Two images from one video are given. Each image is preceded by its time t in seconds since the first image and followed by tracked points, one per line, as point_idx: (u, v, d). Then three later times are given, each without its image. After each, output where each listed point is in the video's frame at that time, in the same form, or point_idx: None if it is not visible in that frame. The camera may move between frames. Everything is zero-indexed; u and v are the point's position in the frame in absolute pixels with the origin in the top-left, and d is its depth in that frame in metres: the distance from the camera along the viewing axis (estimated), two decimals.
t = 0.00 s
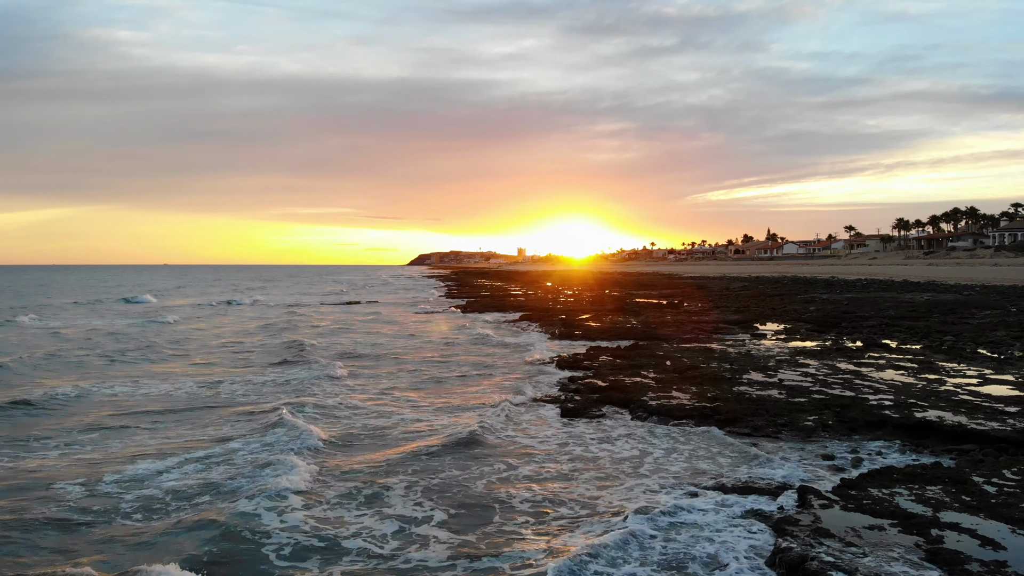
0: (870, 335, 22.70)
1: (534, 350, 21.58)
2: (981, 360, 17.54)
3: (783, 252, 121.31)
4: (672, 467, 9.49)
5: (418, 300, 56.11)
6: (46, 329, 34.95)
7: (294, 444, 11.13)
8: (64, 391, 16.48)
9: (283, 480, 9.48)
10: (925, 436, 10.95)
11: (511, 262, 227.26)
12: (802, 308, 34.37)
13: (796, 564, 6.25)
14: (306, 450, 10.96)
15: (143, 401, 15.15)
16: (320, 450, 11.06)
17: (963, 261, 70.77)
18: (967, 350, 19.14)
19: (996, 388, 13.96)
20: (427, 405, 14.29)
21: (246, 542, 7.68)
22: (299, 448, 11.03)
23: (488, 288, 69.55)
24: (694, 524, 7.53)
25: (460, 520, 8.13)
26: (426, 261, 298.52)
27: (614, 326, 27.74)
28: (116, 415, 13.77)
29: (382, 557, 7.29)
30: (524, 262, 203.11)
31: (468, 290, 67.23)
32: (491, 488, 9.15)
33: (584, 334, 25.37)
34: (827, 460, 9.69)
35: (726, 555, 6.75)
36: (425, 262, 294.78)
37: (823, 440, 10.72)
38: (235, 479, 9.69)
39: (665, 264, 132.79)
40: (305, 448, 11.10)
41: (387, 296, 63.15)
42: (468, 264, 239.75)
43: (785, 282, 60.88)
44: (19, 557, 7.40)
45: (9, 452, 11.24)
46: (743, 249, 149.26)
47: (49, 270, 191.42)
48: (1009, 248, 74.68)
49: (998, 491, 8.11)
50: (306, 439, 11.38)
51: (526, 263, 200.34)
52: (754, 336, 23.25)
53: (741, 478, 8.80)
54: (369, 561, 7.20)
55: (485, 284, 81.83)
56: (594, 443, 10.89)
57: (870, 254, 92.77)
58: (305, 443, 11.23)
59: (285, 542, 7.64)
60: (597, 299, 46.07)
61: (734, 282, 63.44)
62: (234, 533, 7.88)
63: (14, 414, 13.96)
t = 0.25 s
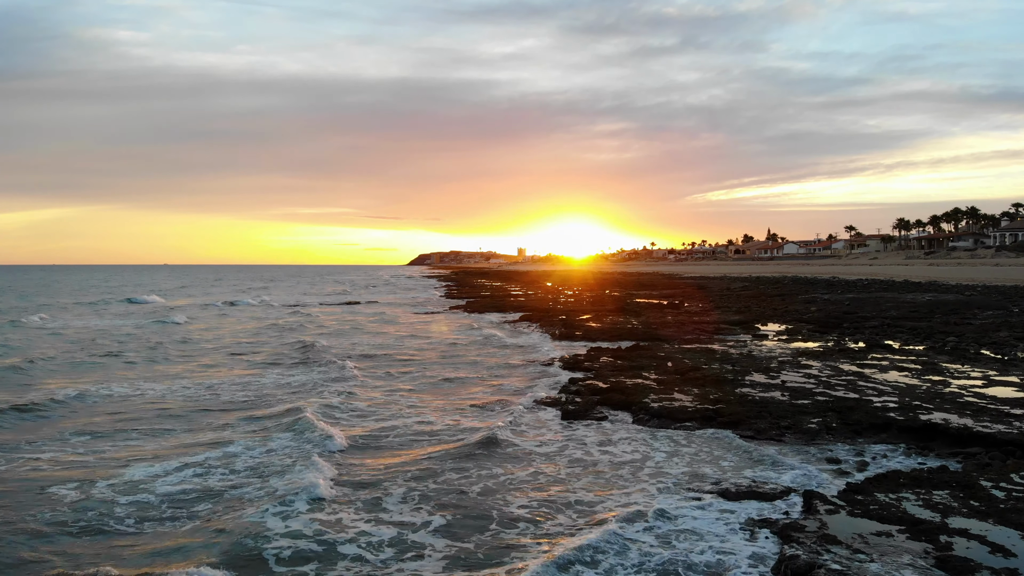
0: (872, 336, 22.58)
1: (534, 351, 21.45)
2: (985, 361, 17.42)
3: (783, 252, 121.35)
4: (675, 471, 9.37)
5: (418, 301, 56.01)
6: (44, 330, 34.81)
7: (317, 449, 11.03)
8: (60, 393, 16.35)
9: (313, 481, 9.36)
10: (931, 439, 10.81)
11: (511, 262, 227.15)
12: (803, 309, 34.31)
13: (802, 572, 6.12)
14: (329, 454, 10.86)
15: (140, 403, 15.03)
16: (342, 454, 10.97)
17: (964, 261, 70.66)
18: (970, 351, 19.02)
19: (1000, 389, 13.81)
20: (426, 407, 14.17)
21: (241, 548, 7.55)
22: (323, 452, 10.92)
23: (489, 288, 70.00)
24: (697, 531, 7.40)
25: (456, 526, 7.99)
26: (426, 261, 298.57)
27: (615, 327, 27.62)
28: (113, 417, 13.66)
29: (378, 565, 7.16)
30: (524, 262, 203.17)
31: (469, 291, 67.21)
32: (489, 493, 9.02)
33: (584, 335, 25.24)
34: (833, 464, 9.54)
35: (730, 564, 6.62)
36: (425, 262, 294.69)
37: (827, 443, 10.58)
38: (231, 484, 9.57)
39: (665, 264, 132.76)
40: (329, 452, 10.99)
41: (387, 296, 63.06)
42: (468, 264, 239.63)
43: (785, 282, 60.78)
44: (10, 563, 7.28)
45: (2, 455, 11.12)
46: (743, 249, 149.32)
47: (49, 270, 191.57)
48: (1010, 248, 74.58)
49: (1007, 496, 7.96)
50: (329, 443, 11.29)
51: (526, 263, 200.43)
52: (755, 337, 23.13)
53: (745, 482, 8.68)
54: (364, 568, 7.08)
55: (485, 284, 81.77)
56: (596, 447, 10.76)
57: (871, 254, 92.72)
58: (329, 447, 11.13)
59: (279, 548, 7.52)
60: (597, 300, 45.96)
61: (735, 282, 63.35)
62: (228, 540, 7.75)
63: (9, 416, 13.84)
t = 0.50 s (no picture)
0: (875, 337, 22.44)
1: (534, 353, 21.33)
2: (989, 362, 17.28)
3: (783, 253, 121.18)
4: (677, 476, 9.25)
5: (418, 301, 55.92)
6: (42, 331, 34.71)
7: (341, 450, 10.87)
8: (57, 395, 16.25)
9: (338, 488, 9.16)
10: (936, 442, 10.67)
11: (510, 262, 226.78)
12: (805, 309, 34.19)
13: None
14: (352, 458, 10.70)
15: (137, 405, 14.92)
16: (364, 457, 10.80)
17: (965, 261, 70.48)
18: (974, 352, 18.89)
19: (1006, 391, 13.67)
20: (426, 409, 14.05)
21: (236, 554, 7.43)
22: (346, 454, 10.75)
23: (489, 288, 69.91)
24: (701, 537, 7.27)
25: (454, 533, 7.84)
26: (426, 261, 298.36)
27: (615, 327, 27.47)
28: (108, 421, 13.50)
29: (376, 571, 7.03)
30: (524, 262, 203.03)
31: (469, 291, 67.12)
32: (489, 498, 8.91)
33: (585, 335, 25.12)
34: (837, 467, 9.42)
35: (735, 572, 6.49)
36: (425, 262, 294.62)
37: (832, 446, 10.44)
38: (227, 489, 9.42)
39: (666, 264, 132.67)
40: (352, 455, 10.83)
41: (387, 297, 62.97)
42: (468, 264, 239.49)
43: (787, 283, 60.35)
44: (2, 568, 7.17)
45: None
46: (743, 249, 149.07)
47: (49, 270, 191.51)
48: (1011, 248, 74.44)
49: (1016, 501, 7.82)
50: (353, 444, 11.11)
51: (526, 263, 200.31)
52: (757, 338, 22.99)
53: (749, 486, 8.55)
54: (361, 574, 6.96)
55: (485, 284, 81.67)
56: (597, 450, 10.64)
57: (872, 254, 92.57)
58: (352, 449, 10.96)
59: (275, 554, 7.40)
60: (598, 300, 45.86)
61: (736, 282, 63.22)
62: (223, 546, 7.63)
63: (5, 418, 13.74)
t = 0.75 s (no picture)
0: (877, 337, 22.29)
1: (535, 354, 21.20)
2: (994, 363, 17.13)
3: (784, 253, 121.05)
4: (680, 481, 9.10)
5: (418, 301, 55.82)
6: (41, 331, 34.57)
7: (363, 453, 10.62)
8: (54, 398, 16.12)
9: (365, 492, 8.91)
10: (942, 445, 10.51)
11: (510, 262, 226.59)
12: (806, 310, 34.06)
13: None
14: (375, 462, 10.43)
15: (134, 408, 14.78)
16: (386, 463, 10.52)
17: (966, 262, 70.35)
18: (977, 353, 18.74)
19: (1012, 393, 13.51)
20: (425, 411, 13.92)
21: (232, 562, 7.29)
22: (368, 458, 10.50)
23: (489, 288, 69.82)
24: (706, 544, 7.12)
25: (456, 539, 7.68)
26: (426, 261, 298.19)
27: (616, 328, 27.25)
28: (104, 424, 13.32)
29: None
30: (524, 262, 202.88)
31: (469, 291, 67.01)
32: (490, 503, 8.77)
33: (585, 336, 25.00)
34: (843, 471, 9.26)
35: None
36: (425, 262, 294.53)
37: (836, 449, 10.29)
38: (225, 495, 9.28)
39: (666, 264, 132.56)
40: (374, 459, 10.57)
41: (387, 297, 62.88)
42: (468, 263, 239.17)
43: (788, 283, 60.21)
44: None
45: None
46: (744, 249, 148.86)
47: (49, 270, 191.45)
48: (1012, 248, 74.29)
49: None
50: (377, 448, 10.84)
51: (527, 263, 200.21)
52: (758, 338, 22.85)
53: (753, 492, 8.41)
54: None
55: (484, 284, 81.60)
56: (599, 454, 10.49)
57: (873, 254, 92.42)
58: (376, 453, 10.71)
59: (272, 562, 7.25)
60: (598, 300, 45.74)
61: (737, 283, 63.08)
62: (219, 554, 7.49)
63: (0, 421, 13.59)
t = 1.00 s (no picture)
0: (879, 338, 22.17)
1: (536, 355, 21.09)
2: (997, 365, 16.99)
3: (784, 253, 121.03)
4: (684, 484, 8.97)
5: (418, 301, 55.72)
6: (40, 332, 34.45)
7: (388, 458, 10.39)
8: (51, 401, 15.99)
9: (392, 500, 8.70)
10: (949, 448, 10.37)
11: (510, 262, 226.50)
12: (808, 310, 33.95)
13: None
14: (399, 467, 10.18)
15: (132, 410, 14.65)
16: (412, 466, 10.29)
17: (967, 262, 70.27)
18: (981, 354, 18.61)
19: (1017, 396, 13.37)
20: (425, 412, 13.80)
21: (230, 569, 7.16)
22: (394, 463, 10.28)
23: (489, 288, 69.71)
24: (712, 551, 6.97)
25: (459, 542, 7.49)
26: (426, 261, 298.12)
27: (616, 329, 27.09)
28: (100, 427, 13.14)
29: None
30: (524, 262, 202.82)
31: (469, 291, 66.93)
32: (492, 506, 8.64)
33: (586, 337, 24.90)
34: (848, 476, 9.12)
35: None
36: (426, 262, 294.50)
37: (841, 452, 10.16)
38: (223, 500, 9.13)
39: (666, 264, 132.48)
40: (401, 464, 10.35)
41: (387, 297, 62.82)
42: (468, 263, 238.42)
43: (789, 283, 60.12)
44: None
45: None
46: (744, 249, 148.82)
47: (49, 270, 191.38)
48: (1013, 248, 74.16)
49: None
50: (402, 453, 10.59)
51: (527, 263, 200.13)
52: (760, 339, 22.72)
53: (758, 496, 8.27)
54: None
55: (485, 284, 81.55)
56: (602, 456, 10.36)
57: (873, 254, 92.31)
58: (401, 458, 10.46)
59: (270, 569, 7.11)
60: (599, 300, 45.64)
61: (738, 283, 62.97)
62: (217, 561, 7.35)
63: None
